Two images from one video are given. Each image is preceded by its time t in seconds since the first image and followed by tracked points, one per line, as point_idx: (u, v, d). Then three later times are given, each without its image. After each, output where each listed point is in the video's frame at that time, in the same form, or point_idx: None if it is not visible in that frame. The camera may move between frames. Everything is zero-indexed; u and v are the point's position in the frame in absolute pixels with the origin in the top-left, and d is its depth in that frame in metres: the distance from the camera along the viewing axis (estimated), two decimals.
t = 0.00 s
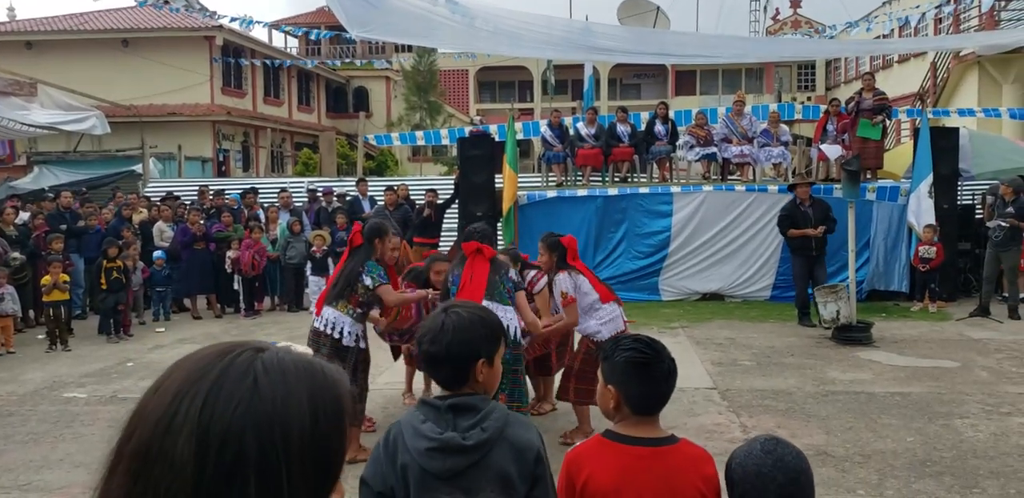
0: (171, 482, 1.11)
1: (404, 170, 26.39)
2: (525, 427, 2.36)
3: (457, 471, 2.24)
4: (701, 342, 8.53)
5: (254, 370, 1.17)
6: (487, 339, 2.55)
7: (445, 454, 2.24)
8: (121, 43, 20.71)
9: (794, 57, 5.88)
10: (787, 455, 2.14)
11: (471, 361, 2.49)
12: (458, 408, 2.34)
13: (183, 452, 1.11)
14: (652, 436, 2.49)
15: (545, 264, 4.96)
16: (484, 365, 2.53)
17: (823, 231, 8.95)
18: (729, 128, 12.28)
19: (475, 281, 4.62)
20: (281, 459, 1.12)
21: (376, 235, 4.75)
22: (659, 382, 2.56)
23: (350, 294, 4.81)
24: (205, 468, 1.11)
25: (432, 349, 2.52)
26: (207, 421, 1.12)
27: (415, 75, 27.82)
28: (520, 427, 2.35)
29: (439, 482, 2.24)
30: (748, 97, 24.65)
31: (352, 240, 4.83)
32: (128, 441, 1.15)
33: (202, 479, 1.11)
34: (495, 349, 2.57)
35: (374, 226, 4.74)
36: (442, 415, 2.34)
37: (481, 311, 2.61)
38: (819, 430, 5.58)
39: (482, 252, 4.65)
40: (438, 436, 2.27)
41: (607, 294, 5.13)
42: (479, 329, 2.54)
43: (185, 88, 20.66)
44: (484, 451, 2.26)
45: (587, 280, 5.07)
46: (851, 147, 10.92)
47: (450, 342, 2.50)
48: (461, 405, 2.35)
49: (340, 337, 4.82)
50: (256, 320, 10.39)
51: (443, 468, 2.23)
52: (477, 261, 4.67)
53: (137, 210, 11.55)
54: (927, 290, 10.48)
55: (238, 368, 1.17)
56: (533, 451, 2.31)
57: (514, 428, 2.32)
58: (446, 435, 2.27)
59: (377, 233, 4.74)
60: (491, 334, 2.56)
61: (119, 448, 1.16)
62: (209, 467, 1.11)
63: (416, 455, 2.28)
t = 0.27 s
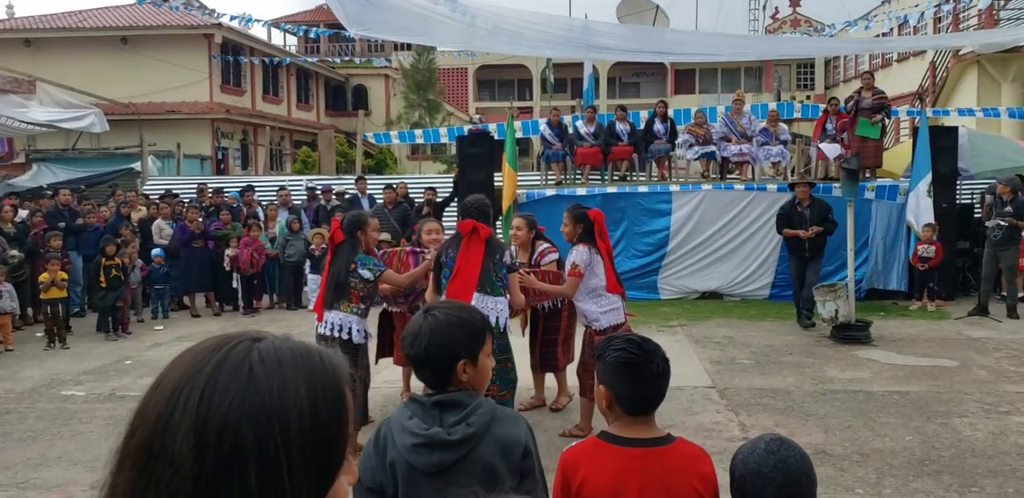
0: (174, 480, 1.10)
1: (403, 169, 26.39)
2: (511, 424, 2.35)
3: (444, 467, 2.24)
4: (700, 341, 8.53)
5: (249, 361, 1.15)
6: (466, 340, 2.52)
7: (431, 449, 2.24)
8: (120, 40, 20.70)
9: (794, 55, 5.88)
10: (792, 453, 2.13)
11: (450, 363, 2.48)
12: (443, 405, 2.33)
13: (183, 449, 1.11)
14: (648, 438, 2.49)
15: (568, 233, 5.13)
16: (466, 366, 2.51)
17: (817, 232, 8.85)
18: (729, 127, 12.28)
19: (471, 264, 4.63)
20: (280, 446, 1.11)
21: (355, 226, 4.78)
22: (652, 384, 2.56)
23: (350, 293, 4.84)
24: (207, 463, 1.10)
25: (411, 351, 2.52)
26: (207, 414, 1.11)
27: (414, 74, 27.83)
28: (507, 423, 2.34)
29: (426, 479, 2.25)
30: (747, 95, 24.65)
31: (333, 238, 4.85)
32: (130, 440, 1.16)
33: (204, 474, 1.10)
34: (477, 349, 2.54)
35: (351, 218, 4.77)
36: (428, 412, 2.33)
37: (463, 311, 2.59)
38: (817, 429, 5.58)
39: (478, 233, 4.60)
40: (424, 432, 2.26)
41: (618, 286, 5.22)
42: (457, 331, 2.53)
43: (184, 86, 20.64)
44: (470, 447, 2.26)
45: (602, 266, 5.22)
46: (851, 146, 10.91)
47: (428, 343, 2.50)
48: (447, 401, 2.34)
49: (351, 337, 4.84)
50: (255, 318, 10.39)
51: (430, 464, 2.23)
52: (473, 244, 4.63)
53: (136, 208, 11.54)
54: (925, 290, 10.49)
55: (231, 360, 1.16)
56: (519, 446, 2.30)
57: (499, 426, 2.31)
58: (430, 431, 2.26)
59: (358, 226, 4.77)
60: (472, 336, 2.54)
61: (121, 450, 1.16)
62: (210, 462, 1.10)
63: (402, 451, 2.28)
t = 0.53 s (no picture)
0: (174, 480, 1.10)
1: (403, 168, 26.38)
2: (494, 422, 2.34)
3: (427, 466, 2.25)
4: (699, 341, 8.53)
5: (243, 357, 1.15)
6: (447, 340, 2.52)
7: (413, 450, 2.26)
8: (119, 39, 20.69)
9: (794, 55, 5.87)
10: (791, 455, 2.13)
11: (429, 361, 2.49)
12: (424, 404, 2.35)
13: (181, 450, 1.10)
14: (643, 439, 2.48)
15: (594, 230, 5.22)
16: (448, 364, 2.50)
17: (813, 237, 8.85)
18: (728, 127, 12.29)
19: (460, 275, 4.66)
20: (280, 440, 1.11)
21: (341, 218, 4.86)
22: (647, 387, 2.55)
23: (347, 286, 4.89)
24: (206, 462, 1.10)
25: (395, 350, 2.55)
26: (204, 413, 1.11)
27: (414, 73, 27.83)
28: (489, 421, 2.33)
29: (409, 479, 2.26)
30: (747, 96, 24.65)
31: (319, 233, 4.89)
32: (127, 443, 1.15)
33: (203, 474, 1.10)
34: (460, 349, 2.53)
35: (336, 211, 4.85)
36: (411, 413, 2.35)
37: (449, 312, 2.59)
38: (816, 430, 5.58)
39: (465, 245, 4.65)
40: (406, 433, 2.29)
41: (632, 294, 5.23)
42: (439, 331, 2.53)
43: (183, 85, 20.61)
44: (451, 446, 2.26)
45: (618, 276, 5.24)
46: (850, 146, 10.91)
47: (409, 342, 2.52)
48: (429, 401, 2.35)
49: (360, 329, 4.87)
50: (253, 317, 10.38)
51: (412, 464, 2.25)
52: (461, 258, 4.68)
53: (135, 207, 11.53)
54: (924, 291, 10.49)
55: (225, 358, 1.15)
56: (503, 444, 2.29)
57: (481, 425, 2.31)
58: (414, 432, 2.28)
59: (344, 217, 4.84)
60: (454, 336, 2.54)
61: (118, 454, 1.15)
62: (208, 461, 1.10)
63: (386, 453, 2.30)
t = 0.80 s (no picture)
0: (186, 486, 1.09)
1: (403, 168, 26.39)
2: (481, 426, 2.30)
3: (411, 470, 2.26)
4: (699, 342, 8.52)
5: (251, 358, 1.15)
6: (436, 344, 2.48)
7: (397, 453, 2.28)
8: (120, 39, 20.71)
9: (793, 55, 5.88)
10: (786, 461, 2.12)
11: (416, 365, 2.46)
12: (410, 408, 2.34)
13: (195, 455, 1.10)
14: (636, 444, 2.48)
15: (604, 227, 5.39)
16: (437, 367, 2.48)
17: (817, 235, 8.87)
18: (729, 128, 12.31)
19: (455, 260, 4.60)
20: (291, 441, 1.11)
21: (342, 219, 4.88)
22: (641, 393, 2.53)
23: (347, 287, 4.88)
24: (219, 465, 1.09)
25: (386, 350, 2.53)
26: (214, 417, 1.10)
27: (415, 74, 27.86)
28: (476, 426, 2.29)
29: (396, 482, 2.29)
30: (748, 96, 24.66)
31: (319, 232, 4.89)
32: (136, 452, 1.14)
33: (215, 479, 1.09)
34: (450, 353, 2.49)
35: (338, 211, 4.88)
36: (399, 415, 2.35)
37: (440, 315, 2.55)
38: (817, 432, 5.58)
39: (459, 226, 4.55)
40: (391, 437, 2.30)
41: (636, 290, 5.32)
42: (429, 335, 2.50)
43: (184, 85, 20.61)
44: (434, 451, 2.26)
45: (623, 272, 5.34)
46: (851, 147, 10.93)
47: (398, 344, 2.50)
48: (417, 405, 2.33)
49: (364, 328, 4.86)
50: (254, 318, 10.38)
51: (397, 467, 2.28)
52: (455, 240, 4.59)
53: (135, 207, 11.54)
54: (925, 292, 10.49)
55: (232, 360, 1.15)
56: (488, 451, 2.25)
57: (467, 430, 2.27)
58: (400, 436, 2.29)
59: (345, 217, 4.88)
60: (443, 340, 2.50)
61: (128, 462, 1.14)
62: (220, 464, 1.09)
63: (374, 455, 2.33)
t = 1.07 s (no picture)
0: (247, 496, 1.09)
1: (402, 168, 26.40)
2: (472, 425, 2.27)
3: (403, 471, 2.25)
4: (698, 343, 8.52)
5: (269, 358, 1.16)
6: (431, 345, 2.45)
7: (389, 454, 2.26)
8: (118, 38, 20.70)
9: (791, 55, 5.88)
10: (774, 460, 2.12)
11: (410, 365, 2.43)
12: (402, 408, 2.31)
13: (238, 461, 1.09)
14: (622, 446, 2.47)
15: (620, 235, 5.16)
16: (431, 369, 2.44)
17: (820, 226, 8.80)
18: (727, 128, 12.29)
19: (445, 275, 4.41)
20: (329, 426, 1.15)
21: (336, 229, 4.87)
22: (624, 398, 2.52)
23: (333, 298, 4.88)
24: (275, 465, 1.10)
25: (382, 350, 2.51)
26: (258, 421, 1.11)
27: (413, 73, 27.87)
28: (469, 426, 2.26)
29: (388, 483, 2.27)
30: (747, 96, 24.68)
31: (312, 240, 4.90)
32: (171, 476, 1.10)
33: (272, 482, 1.10)
34: (444, 354, 2.45)
35: (333, 222, 4.86)
36: (391, 415, 2.32)
37: (436, 315, 2.51)
38: (815, 432, 5.58)
39: (447, 246, 4.39)
40: (383, 438, 2.28)
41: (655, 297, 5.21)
42: (424, 336, 2.46)
43: (183, 84, 20.61)
44: (425, 453, 2.24)
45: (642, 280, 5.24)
46: (849, 148, 10.92)
47: (393, 345, 2.48)
48: (408, 406, 2.31)
49: (345, 342, 4.85)
50: (252, 317, 10.37)
51: (390, 469, 2.26)
52: (444, 259, 4.42)
53: (134, 207, 11.54)
54: (923, 292, 10.50)
55: (259, 362, 1.16)
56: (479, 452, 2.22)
57: (457, 431, 2.25)
58: (392, 439, 2.27)
59: (336, 228, 4.85)
60: (439, 341, 2.46)
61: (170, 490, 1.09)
62: (279, 466, 1.10)
63: (367, 456, 2.31)
